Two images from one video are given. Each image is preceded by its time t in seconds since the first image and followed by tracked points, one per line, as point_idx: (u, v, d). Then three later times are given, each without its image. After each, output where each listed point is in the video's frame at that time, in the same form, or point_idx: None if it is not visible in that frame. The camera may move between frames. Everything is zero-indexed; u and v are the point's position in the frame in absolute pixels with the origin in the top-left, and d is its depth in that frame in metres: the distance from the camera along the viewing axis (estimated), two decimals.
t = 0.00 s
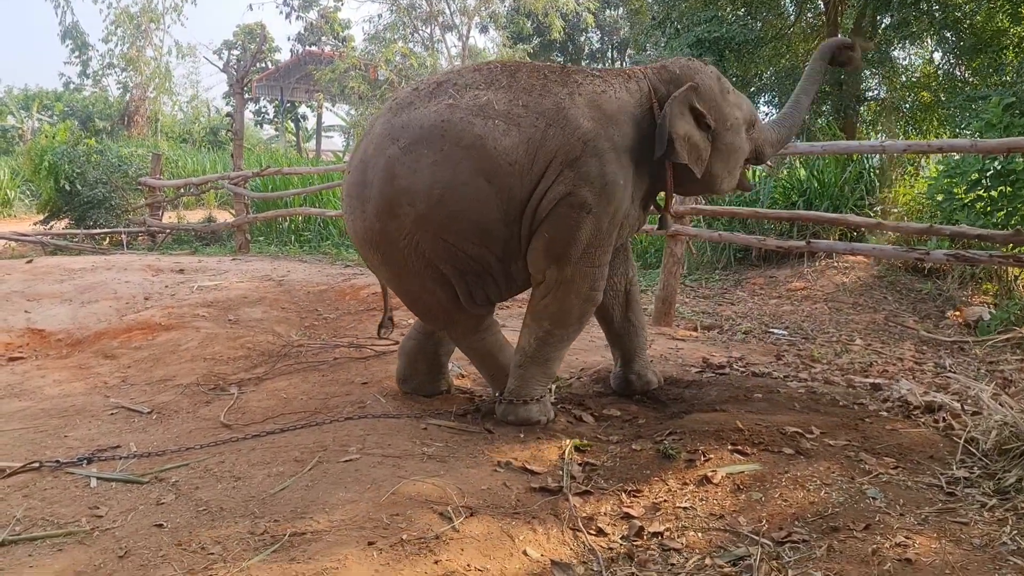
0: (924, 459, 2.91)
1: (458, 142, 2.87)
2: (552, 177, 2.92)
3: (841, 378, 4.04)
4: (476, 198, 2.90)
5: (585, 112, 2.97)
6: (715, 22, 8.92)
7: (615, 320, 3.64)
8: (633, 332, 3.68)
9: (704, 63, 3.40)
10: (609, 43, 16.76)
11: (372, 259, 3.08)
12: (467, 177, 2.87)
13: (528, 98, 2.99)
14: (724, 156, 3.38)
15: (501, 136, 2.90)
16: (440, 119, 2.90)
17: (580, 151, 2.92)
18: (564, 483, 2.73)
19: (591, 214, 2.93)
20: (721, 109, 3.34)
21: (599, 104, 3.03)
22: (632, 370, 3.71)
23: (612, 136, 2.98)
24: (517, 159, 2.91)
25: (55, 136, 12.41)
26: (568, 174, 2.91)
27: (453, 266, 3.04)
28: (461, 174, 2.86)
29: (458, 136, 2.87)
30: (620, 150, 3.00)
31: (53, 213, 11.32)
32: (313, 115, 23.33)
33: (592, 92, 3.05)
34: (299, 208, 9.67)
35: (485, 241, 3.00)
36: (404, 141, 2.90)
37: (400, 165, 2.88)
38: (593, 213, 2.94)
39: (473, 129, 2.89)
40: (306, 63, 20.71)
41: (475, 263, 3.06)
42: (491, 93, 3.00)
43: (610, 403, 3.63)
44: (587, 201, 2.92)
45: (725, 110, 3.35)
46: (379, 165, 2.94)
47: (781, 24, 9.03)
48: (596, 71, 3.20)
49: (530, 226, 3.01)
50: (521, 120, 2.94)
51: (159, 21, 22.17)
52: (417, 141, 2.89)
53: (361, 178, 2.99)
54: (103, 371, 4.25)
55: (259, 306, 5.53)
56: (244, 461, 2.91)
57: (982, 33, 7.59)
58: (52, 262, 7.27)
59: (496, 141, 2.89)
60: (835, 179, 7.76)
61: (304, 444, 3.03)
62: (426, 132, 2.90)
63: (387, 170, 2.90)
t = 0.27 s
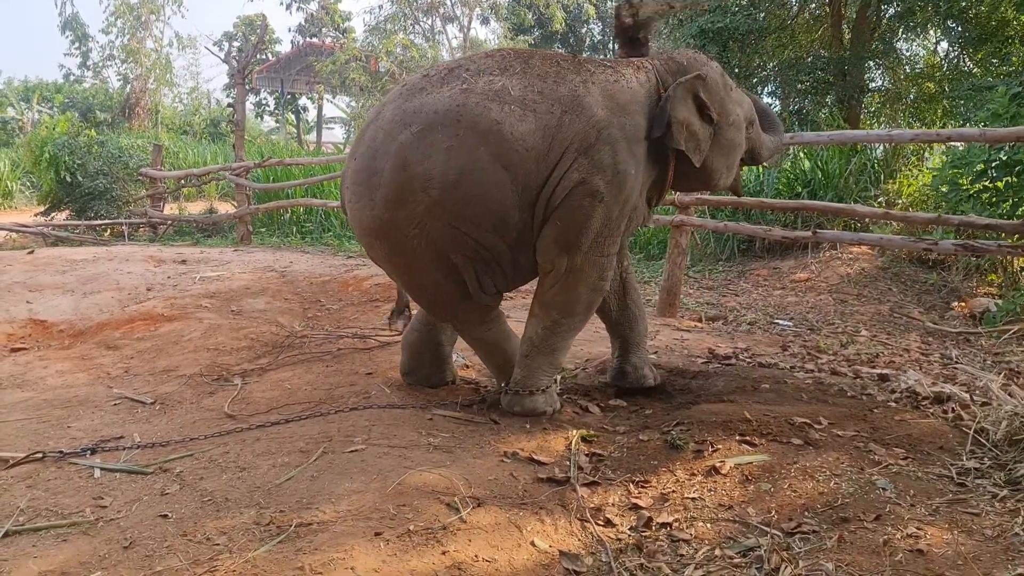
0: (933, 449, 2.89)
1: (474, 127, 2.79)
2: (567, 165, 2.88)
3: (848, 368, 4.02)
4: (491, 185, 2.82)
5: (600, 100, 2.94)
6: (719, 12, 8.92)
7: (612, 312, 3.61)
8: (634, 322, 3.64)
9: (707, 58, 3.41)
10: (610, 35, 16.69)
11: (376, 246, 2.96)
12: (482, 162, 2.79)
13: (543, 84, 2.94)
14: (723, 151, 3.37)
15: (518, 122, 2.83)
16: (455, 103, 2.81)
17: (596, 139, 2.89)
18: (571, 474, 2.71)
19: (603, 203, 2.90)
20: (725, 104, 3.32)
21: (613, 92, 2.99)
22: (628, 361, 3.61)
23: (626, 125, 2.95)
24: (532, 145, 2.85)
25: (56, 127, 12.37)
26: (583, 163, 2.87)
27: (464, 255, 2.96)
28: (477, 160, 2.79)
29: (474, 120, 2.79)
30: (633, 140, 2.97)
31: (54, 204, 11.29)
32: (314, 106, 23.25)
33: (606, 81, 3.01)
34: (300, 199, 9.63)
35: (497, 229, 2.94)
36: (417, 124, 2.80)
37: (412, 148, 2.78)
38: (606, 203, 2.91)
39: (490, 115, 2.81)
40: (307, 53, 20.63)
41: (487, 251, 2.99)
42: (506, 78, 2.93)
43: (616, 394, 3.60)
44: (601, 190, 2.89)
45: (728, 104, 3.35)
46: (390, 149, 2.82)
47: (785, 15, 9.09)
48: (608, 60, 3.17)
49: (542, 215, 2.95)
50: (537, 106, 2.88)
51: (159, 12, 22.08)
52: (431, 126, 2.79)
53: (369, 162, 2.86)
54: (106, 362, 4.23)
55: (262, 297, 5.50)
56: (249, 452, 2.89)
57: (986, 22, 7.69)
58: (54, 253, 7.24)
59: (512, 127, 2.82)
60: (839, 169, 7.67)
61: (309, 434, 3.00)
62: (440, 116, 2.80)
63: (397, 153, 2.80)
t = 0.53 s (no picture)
0: (951, 444, 2.85)
1: (500, 113, 2.74)
2: (589, 154, 2.87)
3: (860, 362, 3.98)
4: (516, 172, 2.78)
5: (621, 91, 2.95)
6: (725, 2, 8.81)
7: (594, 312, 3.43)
8: (617, 326, 3.45)
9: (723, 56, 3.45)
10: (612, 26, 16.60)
11: (393, 235, 2.87)
12: (507, 148, 2.75)
13: (566, 74, 2.94)
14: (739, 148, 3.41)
15: (543, 109, 2.81)
16: (479, 89, 2.77)
17: (617, 129, 2.90)
18: (585, 469, 2.67)
19: (624, 193, 2.90)
20: (740, 101, 3.37)
21: (633, 85, 3.01)
22: (605, 367, 3.41)
23: (646, 117, 2.98)
24: (556, 133, 2.83)
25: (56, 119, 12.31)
26: (604, 152, 2.88)
27: (485, 243, 2.91)
28: (503, 145, 2.74)
29: (499, 106, 2.75)
30: (652, 131, 2.99)
31: (55, 196, 11.24)
32: (315, 98, 23.15)
33: (627, 74, 3.03)
34: (303, 191, 9.57)
35: (520, 217, 2.90)
36: (440, 110, 2.74)
37: (436, 133, 2.72)
38: (626, 193, 2.91)
39: (515, 101, 2.77)
40: (308, 45, 20.52)
41: (508, 240, 2.94)
42: (529, 66, 2.90)
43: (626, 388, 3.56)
44: (621, 179, 2.89)
45: (744, 102, 3.38)
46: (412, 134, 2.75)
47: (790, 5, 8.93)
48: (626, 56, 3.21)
49: (562, 204, 2.93)
50: (560, 94, 2.87)
51: (159, 3, 21.97)
52: (455, 111, 2.74)
53: (389, 147, 2.79)
54: (111, 355, 4.19)
55: (266, 289, 5.46)
56: (258, 446, 2.86)
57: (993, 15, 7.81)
58: (56, 245, 7.20)
59: (538, 115, 2.79)
60: (846, 161, 7.62)
61: (319, 428, 2.97)
62: (464, 101, 2.75)
63: (420, 138, 2.72)
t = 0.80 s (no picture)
0: (970, 440, 2.80)
1: (525, 94, 2.76)
2: (609, 142, 2.89)
3: (873, 357, 3.92)
4: (540, 154, 2.79)
5: (643, 82, 2.99)
6: None
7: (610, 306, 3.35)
8: (628, 322, 3.38)
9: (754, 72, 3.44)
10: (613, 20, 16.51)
11: (412, 217, 2.87)
12: (530, 130, 2.76)
13: (590, 60, 2.96)
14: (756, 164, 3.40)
15: (567, 93, 2.83)
16: (506, 69, 2.79)
17: (637, 119, 2.92)
18: (598, 466, 2.62)
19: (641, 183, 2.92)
20: (764, 117, 3.36)
21: (656, 77, 3.05)
22: (615, 365, 3.35)
23: (667, 109, 3.00)
24: (579, 117, 2.85)
25: (56, 113, 12.23)
26: (624, 140, 2.90)
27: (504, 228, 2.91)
28: (527, 127, 2.76)
29: (524, 87, 2.77)
30: (672, 125, 3.02)
31: (55, 191, 11.18)
32: (315, 93, 23.06)
33: (650, 66, 3.07)
34: (304, 186, 9.50)
35: (539, 202, 2.90)
36: (465, 90, 2.76)
37: (460, 113, 2.73)
38: (643, 183, 2.93)
39: (541, 83, 2.79)
40: (308, 39, 20.40)
41: (527, 226, 2.95)
42: (555, 50, 2.93)
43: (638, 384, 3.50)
44: (639, 169, 2.90)
45: (766, 118, 3.38)
46: (437, 112, 2.76)
47: None
48: (652, 49, 3.24)
49: (581, 191, 2.93)
50: (584, 80, 2.90)
51: None
52: (481, 91, 2.75)
53: (414, 125, 2.80)
54: (113, 350, 4.13)
55: (269, 284, 5.39)
56: (264, 443, 2.80)
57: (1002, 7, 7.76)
58: (57, 240, 7.13)
59: (562, 97, 2.82)
60: (853, 155, 7.55)
61: (325, 425, 2.91)
62: (490, 80, 2.77)
63: (444, 117, 2.74)
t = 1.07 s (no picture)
0: (984, 442, 2.74)
1: (544, 83, 2.87)
2: (624, 132, 2.93)
3: (881, 355, 3.86)
4: (555, 142, 2.89)
5: (662, 76, 3.03)
6: None
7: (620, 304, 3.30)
8: (635, 322, 3.31)
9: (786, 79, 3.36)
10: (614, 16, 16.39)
11: (425, 201, 2.93)
12: (546, 117, 2.86)
13: (610, 53, 3.04)
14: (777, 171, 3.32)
15: (585, 84, 2.92)
16: (527, 60, 2.90)
17: (653, 112, 2.96)
18: (604, 469, 2.57)
19: (655, 177, 2.92)
20: (788, 125, 3.28)
21: (675, 72, 3.08)
22: (619, 366, 3.29)
23: (685, 104, 3.02)
24: (596, 108, 2.92)
25: (55, 110, 12.16)
26: (639, 132, 2.93)
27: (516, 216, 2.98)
28: (543, 116, 2.86)
29: (543, 76, 2.88)
30: (688, 120, 3.03)
31: (54, 188, 11.12)
32: (315, 89, 22.95)
33: (670, 62, 3.10)
34: (304, 182, 9.42)
35: (553, 189, 2.98)
36: (485, 78, 2.87)
37: (479, 99, 2.83)
38: (658, 177, 2.93)
39: (560, 73, 2.90)
40: (308, 35, 20.30)
41: (539, 214, 3.02)
42: (576, 42, 3.03)
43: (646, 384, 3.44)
44: (653, 161, 2.91)
45: (790, 125, 3.30)
46: (457, 98, 2.87)
47: None
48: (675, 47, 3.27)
49: (594, 182, 2.98)
50: (603, 71, 2.98)
51: None
52: (501, 79, 2.86)
53: (433, 110, 2.90)
54: (110, 349, 4.08)
55: (269, 281, 5.33)
56: (263, 444, 2.75)
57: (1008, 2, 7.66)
58: (55, 237, 7.07)
59: (580, 88, 2.91)
60: (857, 151, 7.48)
61: (326, 426, 2.85)
62: (511, 69, 2.88)
63: (463, 103, 2.84)
